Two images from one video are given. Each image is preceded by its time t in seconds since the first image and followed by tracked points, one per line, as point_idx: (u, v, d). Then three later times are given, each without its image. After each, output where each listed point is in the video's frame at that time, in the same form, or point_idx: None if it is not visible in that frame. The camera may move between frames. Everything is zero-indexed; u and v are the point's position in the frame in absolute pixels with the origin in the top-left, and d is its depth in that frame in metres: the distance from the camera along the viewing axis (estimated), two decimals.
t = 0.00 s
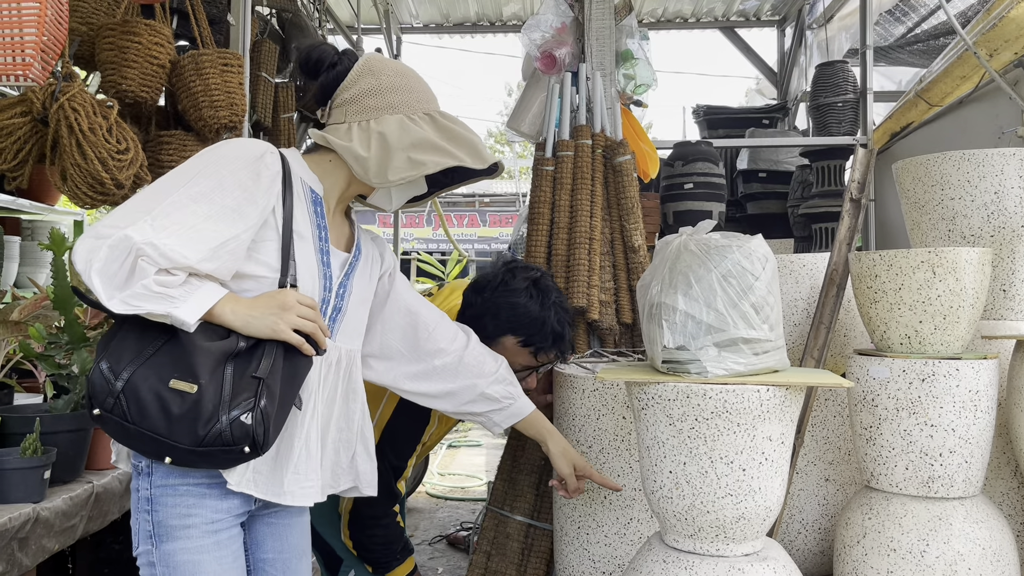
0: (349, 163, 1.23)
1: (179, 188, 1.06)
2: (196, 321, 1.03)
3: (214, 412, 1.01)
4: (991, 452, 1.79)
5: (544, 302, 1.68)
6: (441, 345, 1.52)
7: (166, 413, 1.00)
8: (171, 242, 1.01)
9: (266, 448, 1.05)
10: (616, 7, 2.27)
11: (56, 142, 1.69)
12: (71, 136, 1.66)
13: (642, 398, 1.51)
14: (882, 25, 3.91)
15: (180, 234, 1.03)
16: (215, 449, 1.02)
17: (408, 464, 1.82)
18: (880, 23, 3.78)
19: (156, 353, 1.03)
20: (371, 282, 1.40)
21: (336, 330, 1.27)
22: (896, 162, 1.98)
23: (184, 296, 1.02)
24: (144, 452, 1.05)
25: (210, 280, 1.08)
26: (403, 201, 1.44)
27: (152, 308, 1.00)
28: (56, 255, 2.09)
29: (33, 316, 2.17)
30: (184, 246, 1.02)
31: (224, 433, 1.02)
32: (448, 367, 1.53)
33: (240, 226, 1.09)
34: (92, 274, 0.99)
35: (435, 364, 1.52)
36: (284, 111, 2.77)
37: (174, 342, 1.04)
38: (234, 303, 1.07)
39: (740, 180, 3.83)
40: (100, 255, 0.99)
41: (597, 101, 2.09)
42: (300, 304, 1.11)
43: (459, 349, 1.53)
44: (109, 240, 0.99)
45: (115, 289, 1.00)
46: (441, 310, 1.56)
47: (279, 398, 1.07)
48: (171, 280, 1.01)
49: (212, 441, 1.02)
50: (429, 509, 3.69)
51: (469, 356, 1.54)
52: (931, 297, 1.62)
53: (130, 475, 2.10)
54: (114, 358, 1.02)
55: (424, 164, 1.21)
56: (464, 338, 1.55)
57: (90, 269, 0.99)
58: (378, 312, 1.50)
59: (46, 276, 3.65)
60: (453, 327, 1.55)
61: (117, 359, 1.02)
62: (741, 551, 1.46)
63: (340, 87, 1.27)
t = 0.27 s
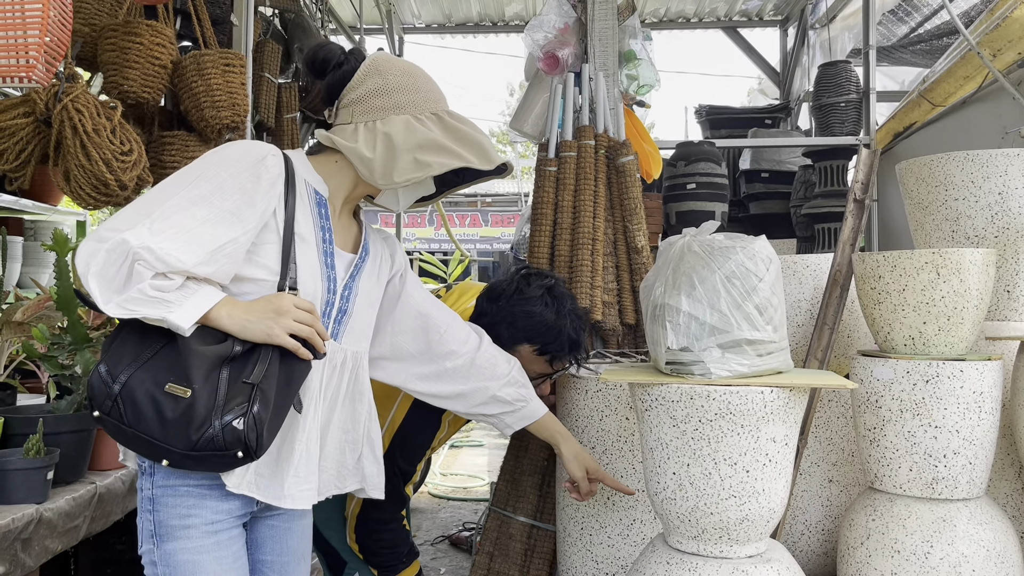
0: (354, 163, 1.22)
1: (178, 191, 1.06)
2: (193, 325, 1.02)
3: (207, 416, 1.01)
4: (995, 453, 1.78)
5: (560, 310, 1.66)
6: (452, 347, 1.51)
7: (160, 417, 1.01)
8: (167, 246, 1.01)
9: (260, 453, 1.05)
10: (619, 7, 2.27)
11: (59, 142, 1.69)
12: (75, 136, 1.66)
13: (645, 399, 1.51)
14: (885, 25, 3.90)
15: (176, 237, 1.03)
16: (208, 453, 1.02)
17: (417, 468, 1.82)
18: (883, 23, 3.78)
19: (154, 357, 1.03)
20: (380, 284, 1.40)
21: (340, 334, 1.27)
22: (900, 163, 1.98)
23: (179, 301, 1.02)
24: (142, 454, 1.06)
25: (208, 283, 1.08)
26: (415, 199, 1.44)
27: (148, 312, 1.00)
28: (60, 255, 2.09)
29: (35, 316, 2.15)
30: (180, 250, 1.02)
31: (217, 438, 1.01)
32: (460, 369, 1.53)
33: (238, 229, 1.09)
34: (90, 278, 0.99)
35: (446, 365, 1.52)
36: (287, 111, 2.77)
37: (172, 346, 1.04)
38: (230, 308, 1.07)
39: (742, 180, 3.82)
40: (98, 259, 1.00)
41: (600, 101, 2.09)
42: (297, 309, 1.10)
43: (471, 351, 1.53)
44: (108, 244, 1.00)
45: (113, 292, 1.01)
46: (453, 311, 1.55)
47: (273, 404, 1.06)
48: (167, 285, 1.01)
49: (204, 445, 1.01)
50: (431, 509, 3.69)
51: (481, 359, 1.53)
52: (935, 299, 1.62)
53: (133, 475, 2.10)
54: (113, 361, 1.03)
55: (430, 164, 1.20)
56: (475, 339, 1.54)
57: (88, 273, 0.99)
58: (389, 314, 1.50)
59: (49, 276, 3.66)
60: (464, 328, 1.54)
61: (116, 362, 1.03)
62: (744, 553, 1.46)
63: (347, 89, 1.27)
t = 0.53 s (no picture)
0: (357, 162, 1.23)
1: (180, 189, 1.06)
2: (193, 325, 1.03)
3: (205, 416, 1.01)
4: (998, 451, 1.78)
5: (560, 306, 1.66)
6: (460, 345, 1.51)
7: (159, 416, 1.01)
8: (167, 245, 1.02)
9: (258, 454, 1.04)
10: (621, 5, 2.27)
11: (61, 140, 1.69)
12: (77, 134, 1.67)
13: (647, 397, 1.50)
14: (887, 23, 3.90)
15: (176, 236, 1.03)
16: (207, 453, 1.02)
17: (419, 466, 1.81)
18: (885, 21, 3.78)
19: (154, 356, 1.04)
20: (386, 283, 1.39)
21: (342, 333, 1.26)
22: (902, 161, 1.98)
23: (179, 301, 1.02)
24: (142, 453, 1.06)
25: (209, 282, 1.08)
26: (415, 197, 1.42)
27: (147, 311, 1.01)
28: (62, 254, 2.09)
29: (38, 316, 2.16)
30: (181, 250, 1.02)
31: (215, 438, 1.01)
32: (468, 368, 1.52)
33: (239, 228, 1.09)
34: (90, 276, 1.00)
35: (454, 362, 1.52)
36: (289, 110, 2.77)
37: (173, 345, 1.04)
38: (229, 308, 1.07)
39: (744, 180, 3.82)
40: (98, 257, 1.00)
41: (602, 99, 2.09)
42: (297, 309, 1.09)
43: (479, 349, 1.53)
44: (109, 243, 1.01)
45: (114, 291, 1.02)
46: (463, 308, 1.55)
47: (272, 404, 1.05)
48: (167, 284, 1.02)
49: (202, 445, 1.01)
50: (433, 508, 3.69)
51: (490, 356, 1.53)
52: (938, 296, 1.61)
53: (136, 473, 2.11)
54: (113, 360, 1.03)
55: (432, 164, 1.20)
56: (485, 335, 1.54)
57: (88, 272, 1.00)
58: (396, 312, 1.49)
59: (52, 275, 3.66)
60: (473, 325, 1.54)
61: (116, 361, 1.03)
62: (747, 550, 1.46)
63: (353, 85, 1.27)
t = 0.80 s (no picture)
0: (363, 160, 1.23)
1: (185, 191, 1.06)
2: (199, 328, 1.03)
3: (211, 420, 1.01)
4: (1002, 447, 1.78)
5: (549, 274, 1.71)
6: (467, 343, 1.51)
7: (166, 419, 1.01)
8: (173, 249, 1.02)
9: (264, 459, 1.04)
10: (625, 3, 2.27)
11: (67, 136, 1.70)
12: (83, 131, 1.67)
13: (651, 394, 1.51)
14: (890, 22, 3.90)
15: (182, 240, 1.03)
16: (213, 457, 1.02)
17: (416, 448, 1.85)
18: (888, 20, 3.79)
19: (160, 359, 1.04)
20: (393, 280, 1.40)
21: (351, 332, 1.27)
22: (905, 158, 1.98)
23: (184, 305, 1.02)
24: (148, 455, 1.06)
25: (215, 285, 1.08)
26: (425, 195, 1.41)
27: (153, 316, 1.01)
28: (66, 251, 2.09)
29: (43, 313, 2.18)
30: (186, 253, 1.02)
31: (221, 443, 1.01)
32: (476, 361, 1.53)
33: (244, 229, 1.09)
34: (95, 281, 1.00)
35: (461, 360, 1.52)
36: (292, 109, 2.78)
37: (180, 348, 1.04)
38: (234, 312, 1.06)
39: (747, 178, 3.82)
40: (103, 262, 1.00)
41: (606, 97, 2.09)
42: (303, 314, 1.10)
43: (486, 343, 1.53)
44: (114, 248, 1.01)
45: (120, 295, 1.02)
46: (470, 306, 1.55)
47: (279, 409, 1.05)
48: (173, 288, 1.02)
49: (208, 449, 1.01)
50: (435, 506, 3.70)
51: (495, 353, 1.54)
52: (942, 293, 1.61)
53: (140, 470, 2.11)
54: (120, 362, 1.03)
55: (437, 163, 1.20)
56: (491, 334, 1.55)
57: (93, 276, 1.00)
58: (403, 308, 1.49)
59: (55, 274, 3.66)
60: (480, 323, 1.54)
61: (122, 364, 1.03)
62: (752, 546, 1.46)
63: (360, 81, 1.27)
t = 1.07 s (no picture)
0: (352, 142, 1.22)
1: (179, 198, 1.05)
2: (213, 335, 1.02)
3: (238, 425, 1.02)
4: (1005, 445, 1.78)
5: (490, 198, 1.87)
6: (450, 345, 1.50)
7: (191, 429, 1.01)
8: (176, 260, 1.01)
9: (296, 455, 1.06)
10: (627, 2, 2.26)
11: (71, 135, 1.70)
12: (88, 130, 1.67)
13: (654, 392, 1.51)
14: (892, 21, 3.90)
15: (184, 250, 1.02)
16: (243, 461, 1.03)
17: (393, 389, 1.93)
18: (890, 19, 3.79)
19: (176, 369, 1.03)
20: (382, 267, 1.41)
21: (359, 319, 1.28)
22: (907, 157, 1.98)
23: (195, 314, 1.02)
24: (173, 464, 1.07)
25: (223, 291, 1.08)
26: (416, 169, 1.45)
27: (167, 329, 1.00)
28: (69, 250, 2.10)
29: (46, 312, 2.20)
30: (189, 261, 1.02)
31: (251, 446, 1.02)
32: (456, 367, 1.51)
33: (244, 231, 1.08)
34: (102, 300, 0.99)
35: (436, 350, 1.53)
36: (294, 108, 2.78)
37: (195, 356, 1.04)
38: (249, 314, 1.06)
39: (749, 177, 3.82)
40: (109, 281, 1.00)
41: (608, 96, 2.09)
42: (318, 308, 1.10)
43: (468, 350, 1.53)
44: (116, 265, 1.00)
45: (129, 312, 1.01)
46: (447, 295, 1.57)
47: (304, 406, 1.07)
48: (183, 298, 1.01)
49: (238, 454, 1.03)
50: (438, 506, 3.70)
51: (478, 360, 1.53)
52: (945, 291, 1.61)
53: (143, 468, 2.12)
54: (134, 377, 1.03)
55: (431, 133, 1.22)
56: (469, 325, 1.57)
57: (99, 296, 0.99)
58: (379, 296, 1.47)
59: (57, 273, 3.66)
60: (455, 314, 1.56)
61: (138, 378, 1.03)
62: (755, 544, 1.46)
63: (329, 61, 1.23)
